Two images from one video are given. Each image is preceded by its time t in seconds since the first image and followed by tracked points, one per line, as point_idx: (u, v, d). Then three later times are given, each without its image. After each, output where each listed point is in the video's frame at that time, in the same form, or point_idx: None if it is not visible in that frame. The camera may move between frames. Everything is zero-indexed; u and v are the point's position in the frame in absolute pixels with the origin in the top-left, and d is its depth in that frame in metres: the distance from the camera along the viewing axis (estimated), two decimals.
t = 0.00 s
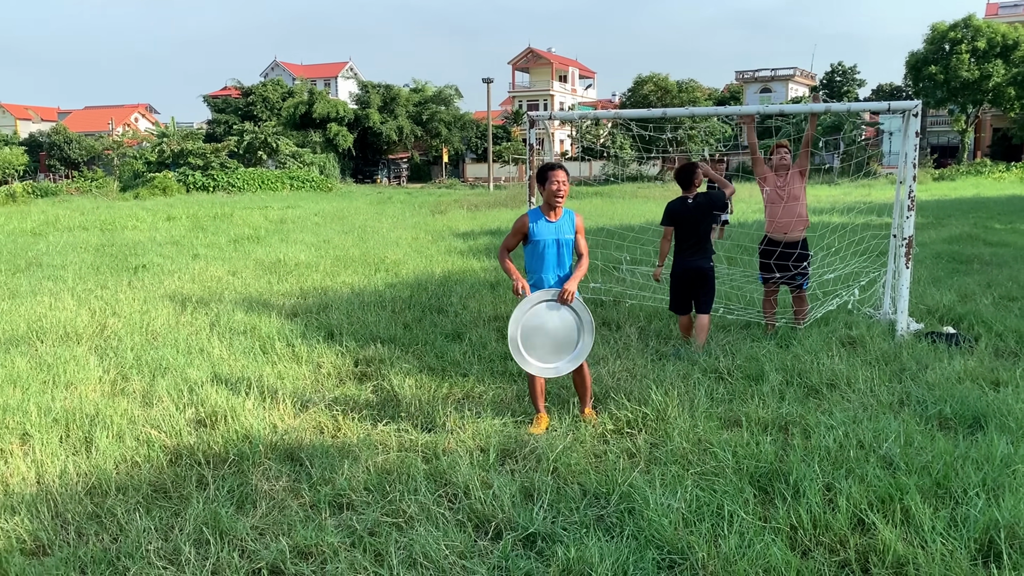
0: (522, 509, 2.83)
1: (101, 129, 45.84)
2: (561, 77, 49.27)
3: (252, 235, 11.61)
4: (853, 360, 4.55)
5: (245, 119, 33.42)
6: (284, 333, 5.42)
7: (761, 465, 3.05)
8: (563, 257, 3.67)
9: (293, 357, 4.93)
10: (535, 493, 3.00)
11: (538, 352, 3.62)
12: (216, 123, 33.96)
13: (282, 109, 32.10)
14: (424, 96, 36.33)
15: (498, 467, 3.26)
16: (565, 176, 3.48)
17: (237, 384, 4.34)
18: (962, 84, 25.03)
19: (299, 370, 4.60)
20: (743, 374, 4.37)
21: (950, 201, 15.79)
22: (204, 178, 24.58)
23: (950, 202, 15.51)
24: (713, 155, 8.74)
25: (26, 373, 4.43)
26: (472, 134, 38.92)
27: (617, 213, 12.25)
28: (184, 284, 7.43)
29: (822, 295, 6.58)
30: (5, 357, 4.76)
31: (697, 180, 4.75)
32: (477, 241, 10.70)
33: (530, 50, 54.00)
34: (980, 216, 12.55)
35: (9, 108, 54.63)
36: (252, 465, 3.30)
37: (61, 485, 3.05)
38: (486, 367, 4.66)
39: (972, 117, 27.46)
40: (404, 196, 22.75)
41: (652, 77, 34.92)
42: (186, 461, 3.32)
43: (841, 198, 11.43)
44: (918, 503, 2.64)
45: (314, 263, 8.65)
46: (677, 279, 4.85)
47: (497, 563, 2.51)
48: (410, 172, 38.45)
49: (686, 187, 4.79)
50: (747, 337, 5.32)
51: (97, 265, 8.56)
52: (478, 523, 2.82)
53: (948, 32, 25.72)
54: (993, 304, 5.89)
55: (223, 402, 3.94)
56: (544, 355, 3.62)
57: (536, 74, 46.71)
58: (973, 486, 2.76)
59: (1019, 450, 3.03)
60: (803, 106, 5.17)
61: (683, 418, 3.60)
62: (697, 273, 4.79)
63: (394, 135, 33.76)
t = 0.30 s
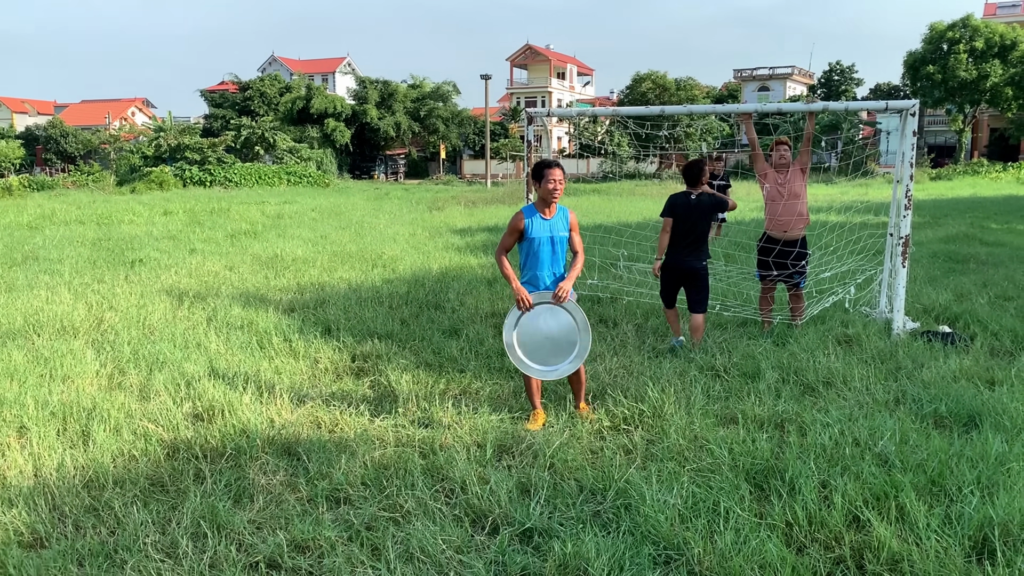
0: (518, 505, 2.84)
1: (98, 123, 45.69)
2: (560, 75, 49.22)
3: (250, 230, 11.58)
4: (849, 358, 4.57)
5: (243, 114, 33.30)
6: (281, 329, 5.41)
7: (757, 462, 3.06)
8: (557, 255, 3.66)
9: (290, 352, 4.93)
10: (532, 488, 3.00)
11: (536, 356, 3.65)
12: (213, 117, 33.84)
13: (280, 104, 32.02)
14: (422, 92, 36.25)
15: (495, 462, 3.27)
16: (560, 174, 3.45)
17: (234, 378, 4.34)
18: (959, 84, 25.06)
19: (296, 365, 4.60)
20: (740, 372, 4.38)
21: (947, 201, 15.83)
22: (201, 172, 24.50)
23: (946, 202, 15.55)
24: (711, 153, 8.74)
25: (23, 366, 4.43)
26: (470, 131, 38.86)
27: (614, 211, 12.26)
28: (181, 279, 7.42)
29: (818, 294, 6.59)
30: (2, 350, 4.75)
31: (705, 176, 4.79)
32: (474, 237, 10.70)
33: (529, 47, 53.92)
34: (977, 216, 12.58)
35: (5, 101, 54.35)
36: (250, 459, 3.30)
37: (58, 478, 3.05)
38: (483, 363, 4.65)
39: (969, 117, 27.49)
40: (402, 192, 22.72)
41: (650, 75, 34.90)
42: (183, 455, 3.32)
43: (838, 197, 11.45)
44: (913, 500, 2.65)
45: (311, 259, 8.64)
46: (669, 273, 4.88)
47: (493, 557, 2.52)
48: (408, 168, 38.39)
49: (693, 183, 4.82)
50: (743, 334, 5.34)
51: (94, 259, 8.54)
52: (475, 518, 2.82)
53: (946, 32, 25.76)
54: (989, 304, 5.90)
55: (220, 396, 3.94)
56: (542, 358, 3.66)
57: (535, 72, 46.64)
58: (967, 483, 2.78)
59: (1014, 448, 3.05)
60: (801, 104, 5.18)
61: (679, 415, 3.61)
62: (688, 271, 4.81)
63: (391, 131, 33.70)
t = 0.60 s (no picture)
0: (520, 501, 2.85)
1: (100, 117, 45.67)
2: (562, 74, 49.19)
3: (251, 225, 11.58)
4: (850, 359, 4.58)
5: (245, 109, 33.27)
6: (283, 324, 5.42)
7: (759, 462, 3.07)
8: (572, 252, 3.67)
9: (292, 347, 4.93)
10: (533, 485, 3.01)
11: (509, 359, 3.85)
12: (215, 112, 33.82)
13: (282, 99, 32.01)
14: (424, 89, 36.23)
15: (496, 459, 3.28)
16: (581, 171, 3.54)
17: (236, 372, 4.35)
18: (962, 87, 25.04)
19: (298, 360, 4.61)
20: (741, 372, 4.39)
21: (948, 204, 15.83)
22: (203, 167, 24.49)
23: (947, 205, 15.55)
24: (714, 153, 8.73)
25: (26, 358, 4.44)
26: (472, 129, 38.84)
27: (616, 210, 12.26)
28: (182, 273, 7.42)
29: (820, 295, 6.59)
30: (4, 342, 4.76)
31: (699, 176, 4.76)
32: (476, 235, 10.70)
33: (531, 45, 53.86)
34: (979, 219, 12.58)
35: (7, 94, 54.13)
36: (252, 453, 3.31)
37: (61, 470, 3.06)
38: (485, 360, 4.66)
39: (972, 119, 27.46)
40: (403, 189, 22.72)
41: (653, 75, 34.86)
42: (185, 449, 3.33)
43: (840, 199, 11.45)
44: (914, 501, 2.66)
45: (313, 255, 8.64)
46: (661, 274, 4.88)
47: (495, 553, 2.53)
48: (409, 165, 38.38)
49: (686, 183, 4.79)
50: (745, 335, 5.35)
51: (96, 253, 8.54)
52: (476, 514, 2.83)
53: (949, 35, 25.74)
54: (990, 307, 5.91)
55: (223, 390, 3.95)
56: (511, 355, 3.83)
57: (537, 70, 46.58)
58: (968, 485, 2.79)
59: (1014, 451, 3.06)
60: (805, 105, 5.19)
61: (681, 414, 3.62)
62: (679, 271, 4.79)
63: (394, 128, 33.70)
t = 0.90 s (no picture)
0: (525, 499, 2.86)
1: (105, 114, 45.80)
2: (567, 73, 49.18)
3: (256, 222, 11.62)
4: (855, 360, 4.58)
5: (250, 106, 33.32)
6: (289, 321, 5.44)
7: (764, 462, 3.08)
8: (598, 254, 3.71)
9: (298, 344, 4.96)
10: (538, 483, 3.03)
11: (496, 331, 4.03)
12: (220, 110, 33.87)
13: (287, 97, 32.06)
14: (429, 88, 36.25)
15: (502, 457, 3.29)
16: (615, 174, 3.60)
17: (242, 368, 4.38)
18: (967, 89, 24.95)
19: (304, 358, 4.63)
20: (746, 372, 4.40)
21: (953, 206, 15.80)
22: (208, 164, 24.55)
23: (952, 207, 15.52)
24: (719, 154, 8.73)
25: (33, 353, 4.46)
26: (477, 128, 38.85)
27: (620, 210, 12.26)
28: (188, 270, 7.46)
29: (824, 297, 6.59)
30: (11, 337, 4.79)
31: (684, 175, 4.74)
32: (480, 233, 10.72)
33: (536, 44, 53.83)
34: (984, 221, 12.56)
35: (13, 90, 54.25)
36: (258, 450, 3.33)
37: (69, 465, 3.08)
38: (490, 359, 4.68)
39: (977, 122, 27.36)
40: (407, 187, 22.75)
41: (658, 75, 34.82)
42: (192, 444, 3.35)
43: (845, 200, 11.44)
44: (919, 503, 2.66)
45: (318, 253, 8.67)
46: (653, 277, 4.84)
47: (500, 551, 2.54)
48: (413, 164, 38.42)
49: (674, 184, 4.83)
50: (749, 335, 5.36)
51: (101, 249, 8.58)
52: (482, 512, 2.85)
53: (955, 37, 25.67)
54: (995, 309, 5.90)
55: (229, 387, 3.97)
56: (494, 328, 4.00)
57: (542, 69, 46.55)
58: (974, 487, 2.79)
59: (1019, 453, 3.06)
60: (810, 107, 5.20)
61: (685, 415, 3.63)
62: (669, 273, 4.76)
63: (398, 126, 33.74)
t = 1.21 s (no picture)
0: (525, 500, 2.86)
1: (106, 113, 45.82)
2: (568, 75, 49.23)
3: (257, 223, 11.62)
4: (855, 362, 4.58)
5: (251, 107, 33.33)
6: (290, 321, 5.45)
7: (764, 464, 3.08)
8: (605, 254, 3.75)
9: (298, 344, 4.96)
10: (539, 484, 3.03)
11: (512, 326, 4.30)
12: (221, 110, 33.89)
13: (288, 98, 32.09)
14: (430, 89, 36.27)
15: (502, 458, 3.29)
16: (623, 175, 3.63)
17: (243, 368, 4.38)
18: (968, 92, 24.96)
19: (304, 358, 4.63)
20: (746, 374, 4.40)
21: (954, 209, 15.80)
22: (209, 165, 24.58)
23: (953, 209, 15.52)
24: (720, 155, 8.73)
25: (34, 353, 4.47)
26: (478, 129, 38.88)
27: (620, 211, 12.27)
28: (188, 270, 7.46)
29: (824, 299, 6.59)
30: (13, 337, 4.79)
31: (672, 177, 4.80)
32: (481, 234, 10.72)
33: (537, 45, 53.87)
34: (984, 224, 12.56)
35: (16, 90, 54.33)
36: (258, 449, 3.33)
37: (70, 464, 3.09)
38: (490, 359, 4.68)
39: (978, 124, 27.36)
40: (407, 188, 22.76)
41: (659, 76, 34.83)
42: (193, 444, 3.36)
43: (845, 202, 11.45)
44: (919, 505, 2.67)
45: (318, 253, 8.67)
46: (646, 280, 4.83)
47: (500, 552, 2.54)
48: (414, 165, 38.44)
49: (662, 185, 4.87)
50: (749, 337, 5.36)
51: (102, 249, 8.58)
52: (482, 513, 2.85)
53: (956, 39, 25.68)
54: (995, 312, 5.90)
55: (230, 387, 3.97)
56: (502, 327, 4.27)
57: (543, 70, 46.59)
58: (974, 489, 2.79)
59: (1020, 456, 3.06)
60: (812, 108, 5.20)
61: (686, 416, 3.63)
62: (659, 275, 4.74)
63: (399, 127, 33.76)
